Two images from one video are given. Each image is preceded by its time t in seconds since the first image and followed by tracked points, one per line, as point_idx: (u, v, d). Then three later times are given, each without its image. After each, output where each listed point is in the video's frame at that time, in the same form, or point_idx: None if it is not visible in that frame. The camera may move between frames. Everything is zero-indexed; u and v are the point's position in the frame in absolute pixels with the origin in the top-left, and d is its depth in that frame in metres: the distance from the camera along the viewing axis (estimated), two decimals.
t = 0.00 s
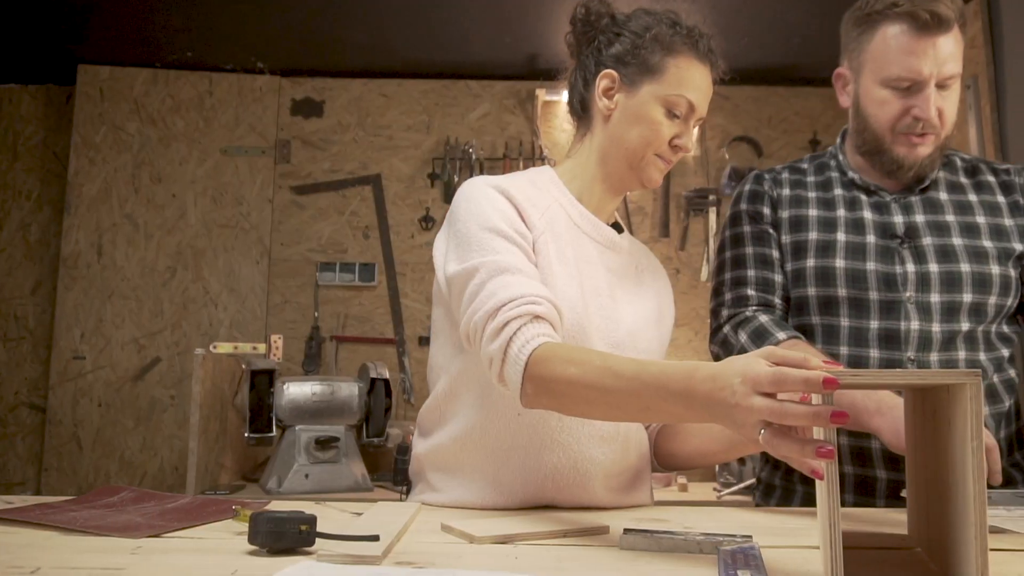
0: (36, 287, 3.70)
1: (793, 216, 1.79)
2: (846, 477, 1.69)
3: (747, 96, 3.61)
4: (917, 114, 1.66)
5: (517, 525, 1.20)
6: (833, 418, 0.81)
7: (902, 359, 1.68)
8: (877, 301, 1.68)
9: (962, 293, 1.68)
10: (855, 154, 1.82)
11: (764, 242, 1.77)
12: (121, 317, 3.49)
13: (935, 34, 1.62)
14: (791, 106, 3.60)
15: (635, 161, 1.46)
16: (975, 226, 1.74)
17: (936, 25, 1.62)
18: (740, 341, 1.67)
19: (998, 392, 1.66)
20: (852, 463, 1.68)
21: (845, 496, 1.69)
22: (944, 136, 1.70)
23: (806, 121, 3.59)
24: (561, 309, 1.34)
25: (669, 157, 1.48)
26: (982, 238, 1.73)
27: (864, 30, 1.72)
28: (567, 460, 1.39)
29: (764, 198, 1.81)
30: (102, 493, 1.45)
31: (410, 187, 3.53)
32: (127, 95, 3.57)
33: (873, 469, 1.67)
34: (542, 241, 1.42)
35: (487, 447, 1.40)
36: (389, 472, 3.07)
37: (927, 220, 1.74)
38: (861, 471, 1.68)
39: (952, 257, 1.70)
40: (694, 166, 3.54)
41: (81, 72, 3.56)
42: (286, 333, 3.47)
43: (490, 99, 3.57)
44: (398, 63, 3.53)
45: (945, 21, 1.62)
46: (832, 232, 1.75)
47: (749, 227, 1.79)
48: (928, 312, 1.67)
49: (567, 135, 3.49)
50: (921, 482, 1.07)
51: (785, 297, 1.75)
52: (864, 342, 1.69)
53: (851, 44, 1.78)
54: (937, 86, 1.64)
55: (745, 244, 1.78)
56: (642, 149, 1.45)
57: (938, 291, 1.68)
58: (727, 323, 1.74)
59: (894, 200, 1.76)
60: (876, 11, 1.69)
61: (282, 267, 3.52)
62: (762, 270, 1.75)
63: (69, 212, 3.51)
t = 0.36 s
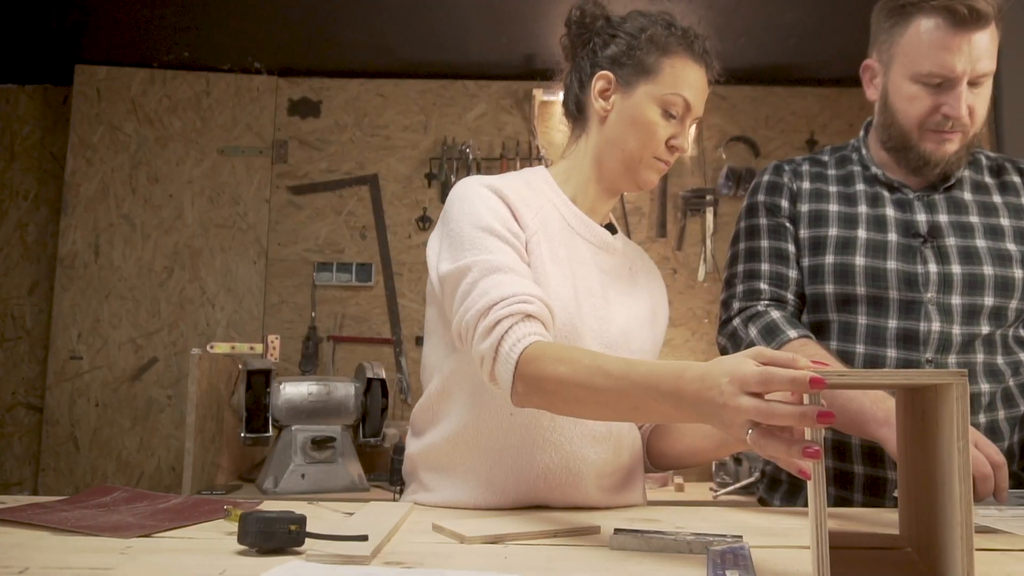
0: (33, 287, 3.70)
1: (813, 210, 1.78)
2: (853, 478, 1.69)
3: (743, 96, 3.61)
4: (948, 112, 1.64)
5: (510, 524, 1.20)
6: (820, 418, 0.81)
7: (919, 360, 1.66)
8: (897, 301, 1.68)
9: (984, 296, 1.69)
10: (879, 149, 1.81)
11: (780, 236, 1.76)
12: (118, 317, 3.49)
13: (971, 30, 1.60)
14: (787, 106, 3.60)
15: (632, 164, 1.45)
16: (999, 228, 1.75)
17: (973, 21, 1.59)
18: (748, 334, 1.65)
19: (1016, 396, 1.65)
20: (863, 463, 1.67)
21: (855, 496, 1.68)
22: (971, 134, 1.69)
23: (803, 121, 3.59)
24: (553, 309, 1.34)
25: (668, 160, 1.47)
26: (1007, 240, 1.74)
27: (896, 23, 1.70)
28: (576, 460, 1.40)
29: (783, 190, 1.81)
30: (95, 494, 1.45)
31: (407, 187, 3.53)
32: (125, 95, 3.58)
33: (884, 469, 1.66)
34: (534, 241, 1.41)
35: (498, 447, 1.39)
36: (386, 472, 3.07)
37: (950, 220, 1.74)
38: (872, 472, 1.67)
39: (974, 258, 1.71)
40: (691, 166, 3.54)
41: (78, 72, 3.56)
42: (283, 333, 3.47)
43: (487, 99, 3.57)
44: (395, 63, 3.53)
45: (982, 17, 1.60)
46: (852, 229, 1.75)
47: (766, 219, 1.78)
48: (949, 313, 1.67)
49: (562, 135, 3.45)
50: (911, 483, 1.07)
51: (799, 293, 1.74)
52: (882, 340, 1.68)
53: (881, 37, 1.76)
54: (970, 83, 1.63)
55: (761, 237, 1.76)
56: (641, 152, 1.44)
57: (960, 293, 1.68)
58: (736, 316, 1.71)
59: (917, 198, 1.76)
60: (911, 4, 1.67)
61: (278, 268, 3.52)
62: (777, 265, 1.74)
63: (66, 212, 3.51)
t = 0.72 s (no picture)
0: (29, 286, 3.70)
1: (817, 209, 1.78)
2: (851, 478, 1.68)
3: (740, 96, 3.61)
4: (923, 107, 1.66)
5: (501, 525, 1.20)
6: (804, 417, 0.81)
7: (921, 361, 1.67)
8: (900, 301, 1.68)
9: (988, 298, 1.69)
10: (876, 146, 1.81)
11: (785, 234, 1.76)
12: (115, 317, 3.49)
13: (942, 23, 1.61)
14: (784, 105, 3.60)
15: (628, 162, 1.44)
16: (1003, 229, 1.74)
17: (944, 15, 1.60)
18: (757, 333, 1.65)
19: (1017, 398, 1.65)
20: (862, 463, 1.67)
21: (852, 496, 1.68)
22: (957, 131, 1.68)
23: (800, 120, 3.59)
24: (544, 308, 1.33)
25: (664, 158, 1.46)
26: (1010, 241, 1.74)
27: (883, 20, 1.72)
28: (574, 462, 1.40)
29: (787, 187, 1.81)
30: (86, 493, 1.45)
31: (404, 187, 3.53)
32: (121, 95, 3.58)
33: (882, 470, 1.65)
34: (527, 240, 1.41)
35: (495, 448, 1.39)
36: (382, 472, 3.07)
37: (955, 220, 1.74)
38: (871, 473, 1.66)
39: (978, 259, 1.71)
40: (688, 166, 3.55)
41: (74, 72, 3.56)
42: (279, 333, 3.47)
43: (483, 99, 3.56)
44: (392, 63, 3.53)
45: (955, 11, 1.60)
46: (857, 228, 1.74)
47: (771, 217, 1.78)
48: (952, 315, 1.67)
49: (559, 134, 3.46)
50: (900, 484, 1.07)
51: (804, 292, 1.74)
52: (883, 340, 1.68)
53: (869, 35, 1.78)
54: (944, 78, 1.64)
55: (766, 234, 1.76)
56: (637, 149, 1.43)
57: (963, 294, 1.68)
58: (743, 314, 1.71)
59: (921, 198, 1.76)
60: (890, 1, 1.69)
61: (275, 268, 3.52)
62: (783, 264, 1.73)
63: (63, 212, 3.51)
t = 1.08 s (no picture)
0: (26, 286, 3.70)
1: (797, 212, 1.80)
2: (839, 478, 1.68)
3: (736, 96, 3.61)
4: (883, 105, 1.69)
5: (490, 525, 1.20)
6: (786, 418, 0.81)
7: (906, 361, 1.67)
8: (882, 300, 1.68)
9: (971, 296, 1.69)
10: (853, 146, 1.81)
11: (756, 242, 1.79)
12: (110, 317, 3.49)
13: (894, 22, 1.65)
14: (780, 106, 3.60)
15: (619, 161, 1.44)
16: (987, 227, 1.74)
17: (895, 13, 1.65)
18: (717, 338, 1.69)
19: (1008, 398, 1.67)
20: (849, 463, 1.67)
21: (841, 497, 1.68)
22: (924, 128, 1.70)
23: (796, 120, 3.59)
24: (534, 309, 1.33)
25: (654, 157, 1.46)
26: (994, 239, 1.73)
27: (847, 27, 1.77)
28: (559, 460, 1.40)
29: (765, 194, 1.83)
30: (76, 494, 1.45)
31: (400, 187, 3.53)
32: (117, 95, 3.58)
33: (869, 470, 1.65)
34: (516, 241, 1.41)
35: (481, 447, 1.39)
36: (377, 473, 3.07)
37: (937, 219, 1.74)
38: (859, 473, 1.66)
39: (961, 258, 1.71)
40: (683, 165, 3.53)
41: (70, 72, 3.56)
42: (275, 333, 3.47)
43: (479, 99, 3.57)
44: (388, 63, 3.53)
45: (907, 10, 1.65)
46: (836, 229, 1.76)
47: (744, 225, 1.81)
48: (934, 314, 1.67)
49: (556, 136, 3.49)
50: (887, 484, 1.08)
51: (773, 298, 1.78)
52: (868, 340, 1.68)
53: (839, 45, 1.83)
54: (903, 77, 1.67)
55: (738, 244, 1.80)
56: (627, 148, 1.43)
57: (945, 293, 1.68)
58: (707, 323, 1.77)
59: (903, 197, 1.76)
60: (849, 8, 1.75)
61: (271, 268, 3.52)
62: (750, 273, 1.77)
63: (59, 212, 3.51)
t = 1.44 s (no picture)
0: (21, 286, 3.70)
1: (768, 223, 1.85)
2: (829, 480, 1.68)
3: (733, 96, 3.61)
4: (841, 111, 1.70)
5: (478, 525, 1.20)
6: (768, 418, 0.81)
7: (887, 359, 1.69)
8: (858, 301, 1.71)
9: (946, 292, 1.69)
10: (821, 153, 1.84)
11: (720, 259, 1.88)
12: (106, 317, 3.48)
13: (841, 30, 1.67)
14: (777, 105, 3.60)
15: (607, 160, 1.43)
16: (959, 222, 1.74)
17: (840, 21, 1.67)
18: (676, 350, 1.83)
19: (992, 394, 1.69)
20: (838, 465, 1.67)
21: (831, 499, 1.67)
22: (885, 129, 1.71)
23: (792, 120, 3.59)
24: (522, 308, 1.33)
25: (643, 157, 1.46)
26: (967, 234, 1.73)
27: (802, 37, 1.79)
28: (544, 459, 1.40)
29: (732, 209, 1.90)
30: (65, 493, 1.45)
31: (396, 187, 3.53)
32: (113, 95, 3.58)
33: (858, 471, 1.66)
34: (505, 240, 1.41)
35: (468, 447, 1.39)
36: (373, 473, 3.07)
37: (909, 217, 1.76)
38: (847, 474, 1.66)
39: (934, 254, 1.71)
40: (680, 165, 3.56)
41: (66, 72, 3.56)
42: (271, 334, 3.47)
43: (475, 99, 3.57)
44: (384, 64, 3.53)
45: (852, 17, 1.66)
46: (807, 235, 1.80)
47: (713, 241, 1.90)
48: (909, 312, 1.69)
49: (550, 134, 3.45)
50: (874, 485, 1.07)
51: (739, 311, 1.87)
52: (848, 341, 1.71)
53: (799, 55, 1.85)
54: (857, 82, 1.68)
55: (706, 261, 1.89)
56: (615, 148, 1.42)
57: (919, 290, 1.69)
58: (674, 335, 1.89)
59: (875, 198, 1.79)
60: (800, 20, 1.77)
61: (267, 268, 3.52)
62: (712, 288, 1.86)
63: (55, 212, 3.51)
